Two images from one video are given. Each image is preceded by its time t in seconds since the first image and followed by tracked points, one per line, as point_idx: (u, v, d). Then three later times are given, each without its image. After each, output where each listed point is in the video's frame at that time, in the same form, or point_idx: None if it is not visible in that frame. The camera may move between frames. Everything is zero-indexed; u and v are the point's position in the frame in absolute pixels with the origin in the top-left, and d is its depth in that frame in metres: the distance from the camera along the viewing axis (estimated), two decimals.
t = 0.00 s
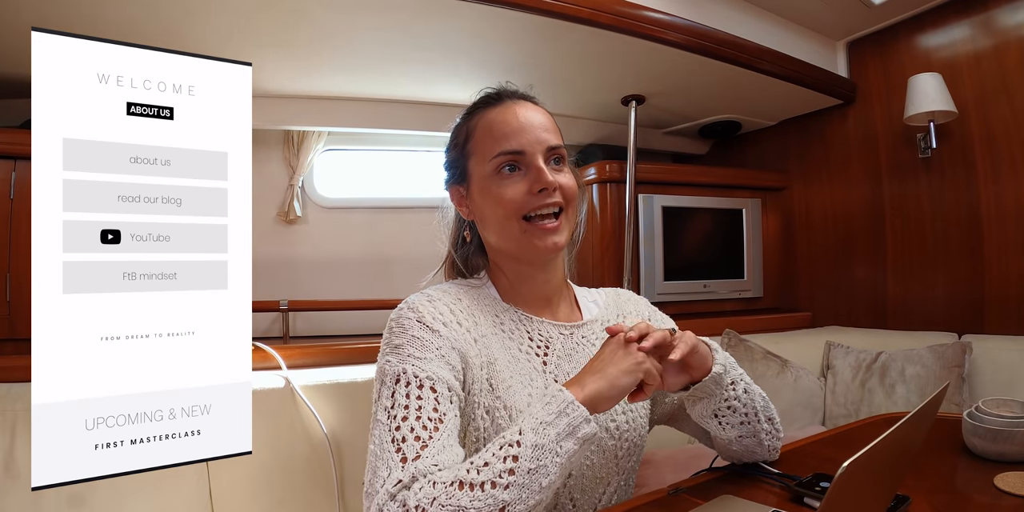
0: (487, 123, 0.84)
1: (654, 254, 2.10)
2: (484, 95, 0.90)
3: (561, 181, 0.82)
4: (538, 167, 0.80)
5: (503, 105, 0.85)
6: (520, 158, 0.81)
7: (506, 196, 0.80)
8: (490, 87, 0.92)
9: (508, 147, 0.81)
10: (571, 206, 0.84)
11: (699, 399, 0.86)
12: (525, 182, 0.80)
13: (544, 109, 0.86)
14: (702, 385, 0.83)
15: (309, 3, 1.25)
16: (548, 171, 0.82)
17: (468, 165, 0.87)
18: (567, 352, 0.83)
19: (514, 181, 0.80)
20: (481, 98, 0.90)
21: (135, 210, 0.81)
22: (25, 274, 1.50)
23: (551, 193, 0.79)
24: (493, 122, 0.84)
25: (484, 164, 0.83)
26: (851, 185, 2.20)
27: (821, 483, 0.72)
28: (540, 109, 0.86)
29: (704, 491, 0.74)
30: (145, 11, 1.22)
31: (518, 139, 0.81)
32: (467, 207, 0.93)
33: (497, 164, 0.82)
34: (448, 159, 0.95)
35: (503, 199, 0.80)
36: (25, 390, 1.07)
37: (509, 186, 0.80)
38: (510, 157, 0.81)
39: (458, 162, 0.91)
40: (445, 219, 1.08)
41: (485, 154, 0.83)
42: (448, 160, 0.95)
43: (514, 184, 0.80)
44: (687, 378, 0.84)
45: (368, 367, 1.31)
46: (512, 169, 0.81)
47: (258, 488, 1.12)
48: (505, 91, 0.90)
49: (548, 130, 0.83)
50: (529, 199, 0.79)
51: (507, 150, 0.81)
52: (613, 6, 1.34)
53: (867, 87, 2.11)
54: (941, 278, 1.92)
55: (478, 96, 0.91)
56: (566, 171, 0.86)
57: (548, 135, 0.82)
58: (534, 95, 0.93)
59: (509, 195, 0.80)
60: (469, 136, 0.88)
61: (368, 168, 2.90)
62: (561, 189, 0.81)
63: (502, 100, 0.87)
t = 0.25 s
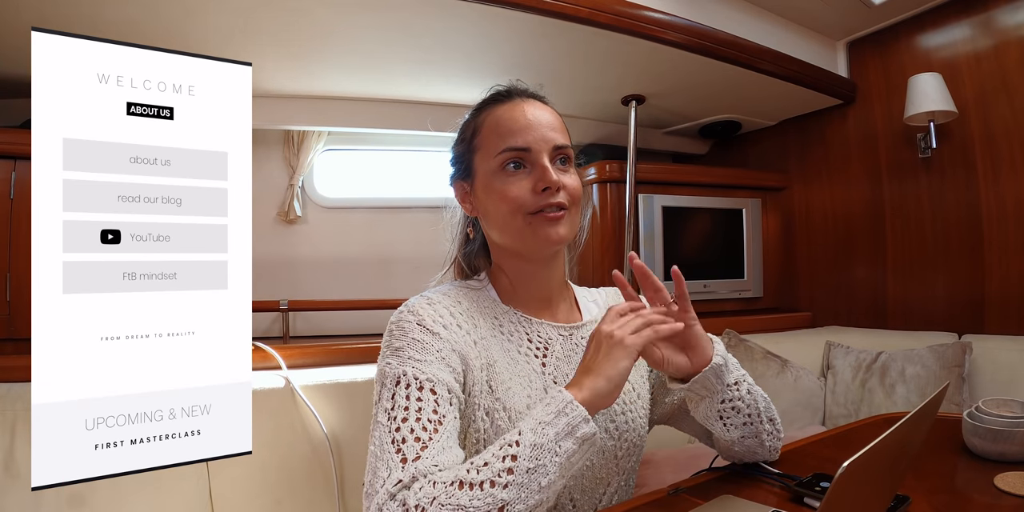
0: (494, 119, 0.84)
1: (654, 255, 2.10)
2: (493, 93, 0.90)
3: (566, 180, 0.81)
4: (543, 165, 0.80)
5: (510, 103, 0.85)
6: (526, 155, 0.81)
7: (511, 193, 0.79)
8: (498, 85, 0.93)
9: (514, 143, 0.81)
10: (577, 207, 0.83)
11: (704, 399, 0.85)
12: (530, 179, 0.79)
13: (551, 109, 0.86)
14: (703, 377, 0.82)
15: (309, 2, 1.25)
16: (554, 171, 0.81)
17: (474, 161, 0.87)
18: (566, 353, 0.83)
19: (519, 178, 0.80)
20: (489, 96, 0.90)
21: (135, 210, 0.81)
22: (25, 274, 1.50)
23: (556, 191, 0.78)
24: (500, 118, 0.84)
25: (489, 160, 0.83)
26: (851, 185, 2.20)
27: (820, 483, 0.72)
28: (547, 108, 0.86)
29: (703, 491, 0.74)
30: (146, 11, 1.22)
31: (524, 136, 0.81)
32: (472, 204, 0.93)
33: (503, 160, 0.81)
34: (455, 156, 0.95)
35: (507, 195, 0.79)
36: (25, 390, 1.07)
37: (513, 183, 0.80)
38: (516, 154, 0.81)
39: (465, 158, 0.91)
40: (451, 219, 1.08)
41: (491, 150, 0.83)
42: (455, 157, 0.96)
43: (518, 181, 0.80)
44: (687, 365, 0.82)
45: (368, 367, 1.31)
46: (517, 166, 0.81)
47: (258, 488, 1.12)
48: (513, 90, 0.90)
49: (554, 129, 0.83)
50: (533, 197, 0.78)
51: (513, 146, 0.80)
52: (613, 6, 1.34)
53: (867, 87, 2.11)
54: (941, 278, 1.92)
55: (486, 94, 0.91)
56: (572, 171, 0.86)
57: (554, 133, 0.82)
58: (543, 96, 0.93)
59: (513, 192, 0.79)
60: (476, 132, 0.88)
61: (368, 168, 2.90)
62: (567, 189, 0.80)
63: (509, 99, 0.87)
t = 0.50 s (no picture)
0: (498, 121, 0.84)
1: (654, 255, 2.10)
2: (498, 93, 0.90)
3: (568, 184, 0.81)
4: (546, 169, 0.79)
5: (514, 104, 0.85)
6: (529, 158, 0.80)
7: (513, 196, 0.79)
8: (503, 85, 0.92)
9: (517, 146, 0.80)
10: (580, 210, 0.83)
11: (705, 385, 0.85)
12: (532, 183, 0.79)
13: (555, 111, 0.86)
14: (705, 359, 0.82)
15: (309, 3, 1.25)
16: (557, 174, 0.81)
17: (477, 162, 0.87)
18: (566, 353, 0.83)
19: (521, 181, 0.80)
20: (493, 96, 0.90)
21: (135, 211, 0.81)
22: (25, 273, 1.50)
23: (559, 195, 0.78)
24: (503, 120, 0.83)
25: (492, 162, 0.83)
26: (851, 185, 2.20)
27: (821, 483, 0.72)
28: (551, 109, 0.85)
29: (704, 490, 0.74)
30: (146, 11, 1.22)
31: (528, 139, 0.80)
32: (474, 204, 0.93)
33: (506, 163, 0.81)
34: (458, 156, 0.95)
35: (509, 198, 0.79)
36: (25, 390, 1.07)
37: (516, 186, 0.80)
38: (519, 157, 0.81)
39: (468, 158, 0.91)
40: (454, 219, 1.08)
41: (495, 152, 0.83)
42: (458, 157, 0.96)
43: (521, 184, 0.80)
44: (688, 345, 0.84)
45: (367, 367, 1.31)
46: (520, 169, 0.81)
47: (257, 488, 1.12)
48: (516, 90, 0.90)
49: (558, 131, 0.82)
50: (535, 201, 0.78)
51: (516, 149, 0.80)
52: (614, 6, 1.35)
53: (868, 87, 2.10)
54: (941, 278, 1.92)
55: (490, 94, 0.91)
56: (575, 174, 0.85)
57: (557, 136, 0.82)
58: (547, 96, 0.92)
59: (515, 195, 0.79)
60: (479, 133, 0.88)
61: (368, 168, 2.90)
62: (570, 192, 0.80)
63: (513, 100, 0.87)
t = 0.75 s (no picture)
0: (499, 126, 0.84)
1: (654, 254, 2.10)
2: (498, 95, 0.90)
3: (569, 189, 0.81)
4: (546, 175, 0.79)
5: (514, 108, 0.85)
6: (529, 165, 0.81)
7: (515, 202, 0.80)
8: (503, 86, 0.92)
9: (518, 153, 0.80)
10: (580, 214, 0.83)
11: (709, 387, 0.84)
12: (534, 189, 0.79)
13: (556, 114, 0.85)
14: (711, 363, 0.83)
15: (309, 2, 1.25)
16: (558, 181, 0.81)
17: (478, 167, 0.88)
18: (567, 353, 0.83)
19: (522, 188, 0.80)
20: (494, 99, 0.90)
21: (135, 210, 0.81)
22: (25, 273, 1.50)
23: (560, 202, 0.78)
24: (504, 125, 0.83)
25: (493, 168, 0.83)
26: (851, 184, 2.20)
27: (820, 483, 0.72)
28: (551, 112, 0.85)
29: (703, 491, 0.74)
30: (146, 11, 1.22)
31: (528, 145, 0.80)
32: (475, 207, 0.93)
33: (507, 169, 0.81)
34: (459, 158, 0.95)
35: (511, 205, 0.80)
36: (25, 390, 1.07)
37: (517, 193, 0.80)
38: (520, 163, 0.81)
39: (469, 162, 0.91)
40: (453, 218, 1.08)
41: (495, 158, 0.83)
42: (459, 159, 0.96)
43: (522, 191, 0.80)
44: (695, 352, 0.84)
45: (367, 366, 1.31)
46: (521, 175, 0.81)
47: (257, 488, 1.12)
48: (517, 92, 0.89)
49: (559, 136, 0.82)
50: (537, 207, 0.78)
51: (517, 155, 0.80)
52: (613, 6, 1.35)
53: (868, 87, 2.10)
54: (941, 278, 1.92)
55: (490, 96, 0.91)
56: (576, 178, 0.85)
57: (558, 141, 0.81)
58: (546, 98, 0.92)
59: (517, 202, 0.79)
60: (480, 138, 0.88)
61: (368, 168, 2.90)
62: (570, 198, 0.80)
63: (513, 103, 0.86)
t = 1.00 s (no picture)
0: (498, 125, 0.84)
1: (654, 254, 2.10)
2: (498, 95, 0.90)
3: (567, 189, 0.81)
4: (545, 176, 0.79)
5: (514, 107, 0.85)
6: (528, 165, 0.80)
7: (513, 202, 0.80)
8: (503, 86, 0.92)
9: (517, 153, 0.80)
10: (578, 214, 0.83)
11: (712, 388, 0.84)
12: (532, 189, 0.79)
13: (555, 114, 0.85)
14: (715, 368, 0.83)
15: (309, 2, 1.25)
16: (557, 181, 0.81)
17: (477, 166, 0.88)
18: (565, 354, 0.83)
19: (521, 188, 0.80)
20: (494, 98, 0.90)
21: (135, 210, 0.81)
22: (25, 273, 1.50)
23: (558, 202, 0.78)
24: (503, 125, 0.83)
25: (492, 167, 0.83)
26: (851, 183, 2.20)
27: (820, 483, 0.72)
28: (551, 112, 0.85)
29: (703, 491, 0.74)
30: (146, 11, 1.22)
31: (527, 145, 0.80)
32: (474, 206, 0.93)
33: (505, 168, 0.81)
34: (458, 157, 0.95)
35: (509, 205, 0.80)
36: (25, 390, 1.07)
37: (515, 193, 0.80)
38: (518, 163, 0.81)
39: (468, 161, 0.91)
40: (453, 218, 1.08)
41: (494, 157, 0.83)
42: (458, 158, 0.96)
43: (520, 191, 0.80)
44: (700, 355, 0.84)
45: (367, 367, 1.31)
46: (520, 175, 0.81)
47: (257, 487, 1.12)
48: (516, 92, 0.89)
49: (557, 136, 0.82)
50: (535, 207, 0.78)
51: (515, 155, 0.80)
52: (613, 6, 1.35)
53: (867, 86, 2.10)
54: (941, 278, 1.92)
55: (490, 96, 0.91)
56: (575, 179, 0.85)
57: (557, 142, 0.81)
58: (546, 98, 0.92)
59: (515, 202, 0.79)
60: (479, 137, 0.88)
61: (368, 168, 2.90)
62: (568, 198, 0.80)
63: (513, 103, 0.86)
